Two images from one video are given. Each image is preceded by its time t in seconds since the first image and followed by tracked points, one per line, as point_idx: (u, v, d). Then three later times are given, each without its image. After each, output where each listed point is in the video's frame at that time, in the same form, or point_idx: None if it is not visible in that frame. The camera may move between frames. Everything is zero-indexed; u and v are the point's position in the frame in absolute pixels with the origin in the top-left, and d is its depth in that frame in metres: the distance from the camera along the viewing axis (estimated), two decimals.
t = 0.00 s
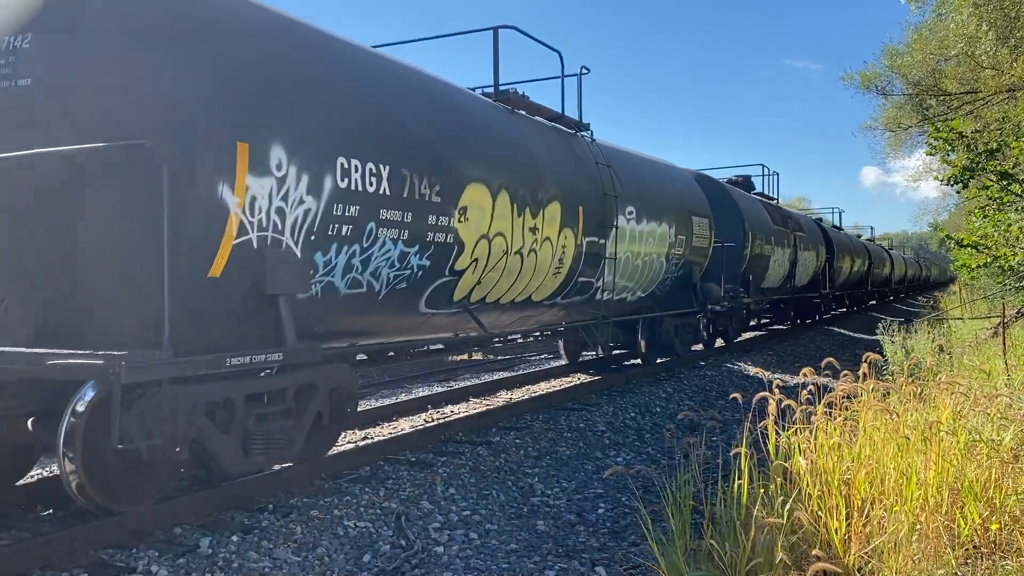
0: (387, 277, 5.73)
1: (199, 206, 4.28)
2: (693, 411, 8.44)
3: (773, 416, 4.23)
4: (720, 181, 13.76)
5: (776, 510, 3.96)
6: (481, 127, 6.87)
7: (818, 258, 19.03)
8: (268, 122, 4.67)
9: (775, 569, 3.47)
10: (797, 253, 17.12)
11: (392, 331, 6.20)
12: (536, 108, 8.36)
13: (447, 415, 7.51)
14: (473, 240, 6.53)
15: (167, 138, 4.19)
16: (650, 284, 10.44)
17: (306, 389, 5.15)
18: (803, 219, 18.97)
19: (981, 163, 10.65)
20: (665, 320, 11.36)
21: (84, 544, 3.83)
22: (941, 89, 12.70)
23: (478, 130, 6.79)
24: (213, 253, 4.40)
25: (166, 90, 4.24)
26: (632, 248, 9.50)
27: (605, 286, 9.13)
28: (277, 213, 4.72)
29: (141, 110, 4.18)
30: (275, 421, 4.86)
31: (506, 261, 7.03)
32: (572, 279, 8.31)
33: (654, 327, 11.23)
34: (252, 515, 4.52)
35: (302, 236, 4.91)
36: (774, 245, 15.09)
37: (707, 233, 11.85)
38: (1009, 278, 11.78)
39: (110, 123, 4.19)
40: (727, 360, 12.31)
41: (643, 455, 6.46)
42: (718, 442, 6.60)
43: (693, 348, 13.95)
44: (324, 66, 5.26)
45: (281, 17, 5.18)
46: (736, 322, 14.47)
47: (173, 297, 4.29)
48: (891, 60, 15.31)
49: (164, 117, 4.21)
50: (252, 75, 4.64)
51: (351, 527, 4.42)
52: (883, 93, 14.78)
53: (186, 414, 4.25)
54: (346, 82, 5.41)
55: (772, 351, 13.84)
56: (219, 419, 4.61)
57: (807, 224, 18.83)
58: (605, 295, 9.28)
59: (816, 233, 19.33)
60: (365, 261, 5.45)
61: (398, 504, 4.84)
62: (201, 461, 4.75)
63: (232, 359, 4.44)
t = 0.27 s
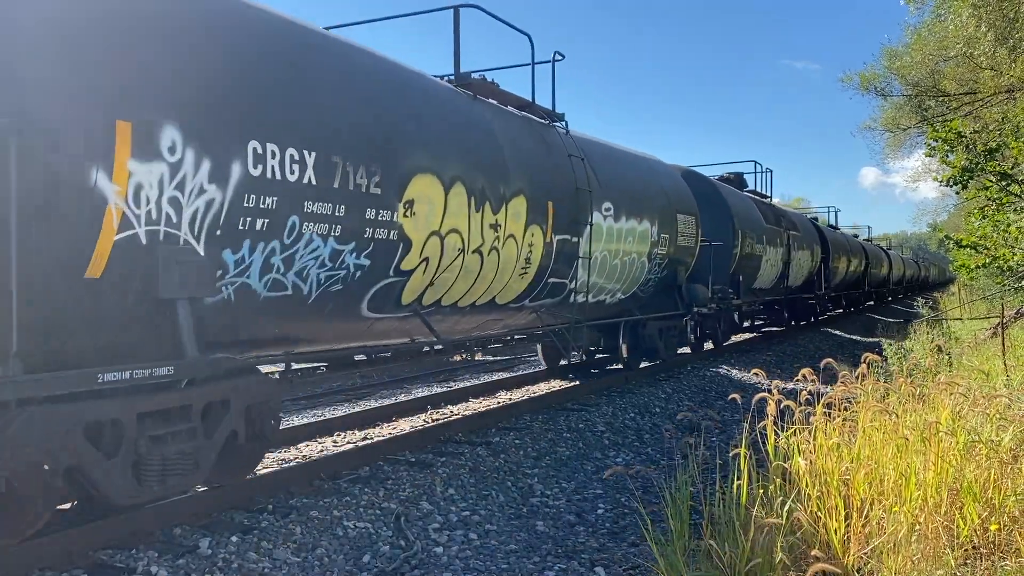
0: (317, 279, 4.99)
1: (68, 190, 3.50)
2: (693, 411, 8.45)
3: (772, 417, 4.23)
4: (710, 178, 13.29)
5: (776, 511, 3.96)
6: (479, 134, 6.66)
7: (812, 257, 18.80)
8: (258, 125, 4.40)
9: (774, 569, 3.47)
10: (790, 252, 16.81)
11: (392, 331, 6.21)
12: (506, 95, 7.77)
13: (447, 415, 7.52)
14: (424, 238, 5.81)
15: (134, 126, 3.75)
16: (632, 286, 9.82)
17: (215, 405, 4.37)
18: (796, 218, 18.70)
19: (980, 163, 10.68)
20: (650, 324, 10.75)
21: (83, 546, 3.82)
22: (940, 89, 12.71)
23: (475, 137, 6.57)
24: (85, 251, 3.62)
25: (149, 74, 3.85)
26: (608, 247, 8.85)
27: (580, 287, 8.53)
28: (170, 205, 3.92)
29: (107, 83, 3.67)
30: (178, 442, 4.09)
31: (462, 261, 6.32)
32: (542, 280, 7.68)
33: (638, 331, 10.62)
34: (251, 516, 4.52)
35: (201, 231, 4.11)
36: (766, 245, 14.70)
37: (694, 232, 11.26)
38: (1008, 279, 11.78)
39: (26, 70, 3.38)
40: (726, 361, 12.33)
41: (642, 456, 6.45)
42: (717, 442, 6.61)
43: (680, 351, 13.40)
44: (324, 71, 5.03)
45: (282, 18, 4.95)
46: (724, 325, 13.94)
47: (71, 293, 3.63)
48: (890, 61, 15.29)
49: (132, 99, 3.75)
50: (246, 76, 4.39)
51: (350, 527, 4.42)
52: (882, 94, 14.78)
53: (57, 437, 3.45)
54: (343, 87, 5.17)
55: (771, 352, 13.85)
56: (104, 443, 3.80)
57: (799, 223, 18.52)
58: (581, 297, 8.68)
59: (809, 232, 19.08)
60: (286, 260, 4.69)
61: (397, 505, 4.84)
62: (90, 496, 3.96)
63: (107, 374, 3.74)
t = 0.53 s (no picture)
0: (227, 279, 4.36)
1: None
2: (692, 412, 8.46)
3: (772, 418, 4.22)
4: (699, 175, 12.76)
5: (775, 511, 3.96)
6: (478, 131, 6.72)
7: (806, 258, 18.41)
8: (264, 124, 4.43)
9: (774, 569, 3.47)
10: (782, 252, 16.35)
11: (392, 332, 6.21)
12: (469, 82, 7.20)
13: (446, 415, 7.52)
14: (360, 235, 5.14)
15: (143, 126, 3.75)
16: (611, 287, 9.20)
17: (99, 423, 3.70)
18: (788, 218, 18.29)
19: (980, 164, 10.69)
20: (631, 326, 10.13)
21: (82, 546, 3.81)
22: (939, 90, 12.72)
23: (473, 134, 6.61)
24: None
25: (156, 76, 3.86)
26: (582, 246, 8.22)
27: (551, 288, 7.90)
28: (23, 192, 3.30)
29: (115, 85, 3.66)
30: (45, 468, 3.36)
31: (406, 261, 5.61)
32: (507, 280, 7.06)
33: (618, 333, 10.00)
34: (251, 516, 4.52)
35: (70, 224, 3.51)
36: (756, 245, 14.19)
37: (679, 231, 10.65)
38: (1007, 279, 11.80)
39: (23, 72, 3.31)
40: (725, 361, 12.33)
41: (642, 456, 6.46)
42: (716, 443, 6.61)
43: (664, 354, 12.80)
44: (326, 71, 5.06)
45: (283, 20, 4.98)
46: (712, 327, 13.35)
47: None
48: (889, 61, 15.29)
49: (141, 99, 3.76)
50: (251, 76, 4.41)
51: (350, 527, 4.42)
52: (881, 94, 14.78)
53: None
54: (345, 85, 5.20)
55: (771, 352, 13.86)
56: None
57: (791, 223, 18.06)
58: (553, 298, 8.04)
59: (803, 232, 18.67)
60: (184, 258, 4.06)
61: (397, 505, 4.84)
62: None
63: None
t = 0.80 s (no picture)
0: (107, 281, 3.67)
1: None
2: (692, 412, 8.46)
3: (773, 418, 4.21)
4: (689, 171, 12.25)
5: (775, 511, 3.96)
6: (472, 126, 6.62)
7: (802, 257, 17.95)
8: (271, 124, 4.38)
9: (774, 570, 3.47)
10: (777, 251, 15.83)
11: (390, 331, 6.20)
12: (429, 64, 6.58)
13: (446, 415, 7.52)
14: (280, 229, 4.44)
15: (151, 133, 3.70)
16: (588, 289, 8.60)
17: None
18: (783, 216, 17.81)
19: (980, 164, 10.69)
20: (612, 331, 9.52)
21: (81, 546, 3.81)
22: (939, 90, 12.73)
23: (471, 129, 6.55)
24: None
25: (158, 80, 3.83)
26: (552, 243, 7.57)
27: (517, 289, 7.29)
28: None
29: (115, 78, 3.57)
30: None
31: (337, 259, 4.89)
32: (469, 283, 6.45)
33: (597, 337, 9.37)
34: (251, 516, 4.52)
35: None
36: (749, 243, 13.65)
37: (665, 229, 10.07)
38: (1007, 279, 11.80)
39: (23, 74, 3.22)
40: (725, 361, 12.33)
41: (642, 456, 6.46)
42: (715, 443, 6.61)
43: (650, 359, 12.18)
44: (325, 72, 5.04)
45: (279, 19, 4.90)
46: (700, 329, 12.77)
47: None
48: (889, 62, 15.29)
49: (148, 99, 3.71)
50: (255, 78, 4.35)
51: (350, 527, 4.42)
52: (881, 95, 14.78)
53: None
54: (345, 84, 5.15)
55: (770, 352, 13.86)
56: None
57: (786, 221, 17.57)
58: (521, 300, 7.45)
59: (798, 231, 18.17)
60: (43, 256, 3.35)
61: (397, 505, 4.83)
62: None
63: None
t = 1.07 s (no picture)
0: None
1: None
2: (692, 412, 8.46)
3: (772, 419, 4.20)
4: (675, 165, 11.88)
5: (775, 511, 3.97)
6: (462, 122, 6.70)
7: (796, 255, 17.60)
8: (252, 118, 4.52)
9: (774, 570, 3.47)
10: (769, 250, 15.48)
11: (388, 331, 6.20)
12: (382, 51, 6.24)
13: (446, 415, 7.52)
14: (173, 222, 4.07)
15: (134, 130, 3.86)
16: (557, 289, 8.23)
17: None
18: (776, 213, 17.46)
19: (980, 164, 10.69)
20: (588, 334, 9.11)
21: (81, 545, 3.81)
22: (939, 90, 12.73)
23: (459, 123, 6.64)
24: None
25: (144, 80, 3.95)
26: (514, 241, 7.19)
27: (478, 289, 6.91)
28: None
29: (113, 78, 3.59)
30: None
31: (249, 254, 4.53)
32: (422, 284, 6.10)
33: (572, 341, 8.97)
34: (250, 515, 4.52)
35: None
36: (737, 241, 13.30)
37: (644, 225, 9.67)
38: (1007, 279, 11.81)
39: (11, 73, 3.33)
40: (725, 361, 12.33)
41: (641, 456, 6.46)
42: (715, 444, 6.61)
43: (633, 362, 11.77)
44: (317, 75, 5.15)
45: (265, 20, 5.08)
46: (686, 330, 12.36)
47: None
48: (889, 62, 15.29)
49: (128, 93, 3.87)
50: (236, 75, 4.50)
51: (349, 527, 4.42)
52: (881, 95, 14.78)
53: None
54: (330, 81, 5.27)
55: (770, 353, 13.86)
56: None
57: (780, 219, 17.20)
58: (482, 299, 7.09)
59: (793, 229, 17.81)
60: None
61: (397, 505, 4.83)
62: None
63: None
